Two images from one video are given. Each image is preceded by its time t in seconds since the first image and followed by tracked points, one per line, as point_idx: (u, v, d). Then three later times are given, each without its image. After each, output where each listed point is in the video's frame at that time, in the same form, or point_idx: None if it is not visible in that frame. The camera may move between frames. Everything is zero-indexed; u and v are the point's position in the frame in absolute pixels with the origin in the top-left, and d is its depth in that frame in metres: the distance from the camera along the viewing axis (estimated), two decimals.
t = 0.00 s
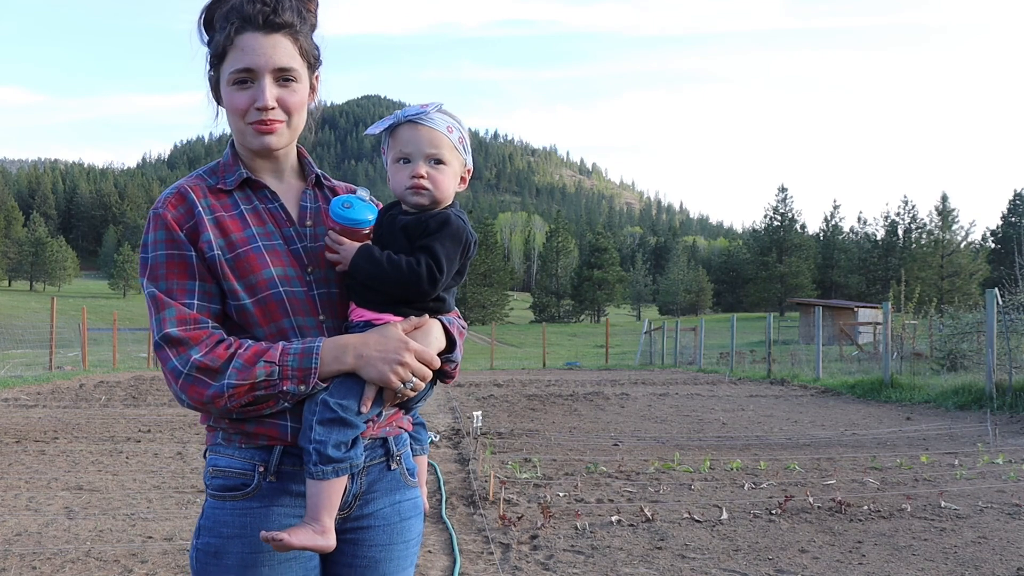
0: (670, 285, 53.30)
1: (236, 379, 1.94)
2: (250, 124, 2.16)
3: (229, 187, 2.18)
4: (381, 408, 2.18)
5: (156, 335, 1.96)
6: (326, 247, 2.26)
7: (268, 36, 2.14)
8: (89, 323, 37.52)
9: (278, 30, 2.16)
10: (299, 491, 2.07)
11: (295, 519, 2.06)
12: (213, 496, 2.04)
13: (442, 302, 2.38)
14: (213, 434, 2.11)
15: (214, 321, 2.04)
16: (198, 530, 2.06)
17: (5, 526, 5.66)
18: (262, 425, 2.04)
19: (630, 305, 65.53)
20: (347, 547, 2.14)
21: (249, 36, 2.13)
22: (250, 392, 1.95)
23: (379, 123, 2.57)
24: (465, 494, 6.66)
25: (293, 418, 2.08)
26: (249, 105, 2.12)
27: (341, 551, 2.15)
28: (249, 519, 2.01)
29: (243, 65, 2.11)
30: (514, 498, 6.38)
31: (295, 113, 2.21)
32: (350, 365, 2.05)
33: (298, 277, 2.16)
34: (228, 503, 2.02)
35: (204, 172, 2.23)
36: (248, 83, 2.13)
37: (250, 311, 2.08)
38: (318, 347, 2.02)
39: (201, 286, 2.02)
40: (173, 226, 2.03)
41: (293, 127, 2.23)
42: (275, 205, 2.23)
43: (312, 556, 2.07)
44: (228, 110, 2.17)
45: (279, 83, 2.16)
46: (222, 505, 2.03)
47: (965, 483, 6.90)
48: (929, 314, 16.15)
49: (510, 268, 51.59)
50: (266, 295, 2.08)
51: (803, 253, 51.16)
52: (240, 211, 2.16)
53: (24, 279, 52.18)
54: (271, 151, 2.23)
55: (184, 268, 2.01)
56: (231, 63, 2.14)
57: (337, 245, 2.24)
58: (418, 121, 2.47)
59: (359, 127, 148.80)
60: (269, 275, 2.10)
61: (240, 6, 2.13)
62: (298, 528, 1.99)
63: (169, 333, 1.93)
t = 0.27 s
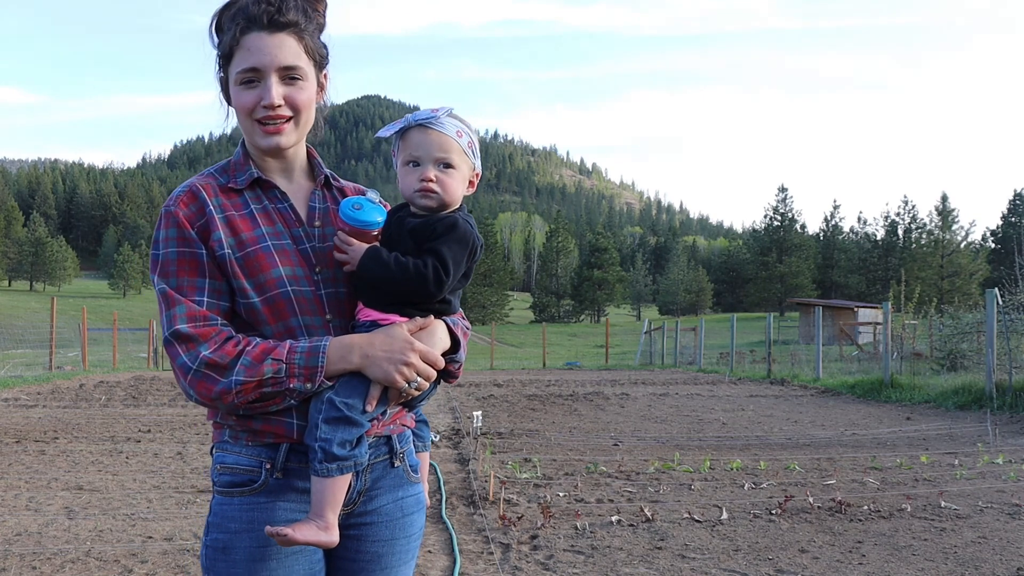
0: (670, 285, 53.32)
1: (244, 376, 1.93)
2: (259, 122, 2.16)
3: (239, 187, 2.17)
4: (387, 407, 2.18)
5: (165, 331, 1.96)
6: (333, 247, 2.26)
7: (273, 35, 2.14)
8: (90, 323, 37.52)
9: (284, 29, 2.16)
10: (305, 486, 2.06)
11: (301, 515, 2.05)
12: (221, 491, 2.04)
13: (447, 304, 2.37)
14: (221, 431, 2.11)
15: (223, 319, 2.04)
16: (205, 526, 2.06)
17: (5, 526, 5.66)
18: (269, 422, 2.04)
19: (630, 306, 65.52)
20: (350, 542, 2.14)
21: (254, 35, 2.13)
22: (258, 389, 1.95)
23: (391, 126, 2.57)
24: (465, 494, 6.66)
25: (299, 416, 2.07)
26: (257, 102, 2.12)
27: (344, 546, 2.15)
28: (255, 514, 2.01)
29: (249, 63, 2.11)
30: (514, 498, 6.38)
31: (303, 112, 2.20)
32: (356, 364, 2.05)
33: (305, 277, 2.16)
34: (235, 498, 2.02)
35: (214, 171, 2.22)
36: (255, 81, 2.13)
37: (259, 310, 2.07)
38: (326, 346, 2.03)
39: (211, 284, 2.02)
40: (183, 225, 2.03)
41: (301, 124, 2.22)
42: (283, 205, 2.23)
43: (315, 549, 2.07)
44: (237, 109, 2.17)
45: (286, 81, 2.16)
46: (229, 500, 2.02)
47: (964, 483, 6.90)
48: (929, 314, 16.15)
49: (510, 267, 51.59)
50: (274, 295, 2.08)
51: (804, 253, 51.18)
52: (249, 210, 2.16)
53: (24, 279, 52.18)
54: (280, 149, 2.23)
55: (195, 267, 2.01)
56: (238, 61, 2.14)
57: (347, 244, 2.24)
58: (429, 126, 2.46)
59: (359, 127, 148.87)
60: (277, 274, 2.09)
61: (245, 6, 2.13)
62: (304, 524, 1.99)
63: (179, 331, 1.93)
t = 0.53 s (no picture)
0: (670, 285, 53.32)
1: (255, 376, 1.94)
2: (270, 125, 2.16)
3: (250, 189, 2.18)
4: (394, 405, 2.17)
5: (177, 332, 1.97)
6: (341, 249, 2.26)
7: (285, 40, 2.14)
8: (89, 323, 37.49)
9: (295, 33, 2.16)
10: (314, 483, 2.07)
11: (310, 511, 2.06)
12: (232, 487, 2.04)
13: (454, 305, 2.37)
14: (231, 429, 2.11)
15: (235, 319, 2.04)
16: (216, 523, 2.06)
17: (5, 526, 5.66)
18: (279, 421, 2.03)
19: (630, 306, 65.51)
20: (359, 538, 2.14)
21: (267, 40, 2.13)
22: (268, 389, 1.95)
23: (400, 128, 2.55)
24: (465, 494, 6.66)
25: (309, 415, 2.07)
26: (268, 106, 2.12)
27: (352, 541, 2.15)
28: (266, 510, 2.01)
29: (261, 66, 2.11)
30: (514, 498, 6.38)
31: (313, 114, 2.20)
32: (365, 364, 2.05)
33: (314, 278, 2.15)
34: (246, 494, 2.02)
35: (225, 172, 2.23)
36: (267, 84, 2.13)
37: (269, 310, 2.07)
38: (335, 346, 2.03)
39: (222, 285, 2.02)
40: (195, 227, 2.03)
41: (311, 127, 2.22)
42: (293, 207, 2.23)
43: (325, 544, 2.07)
44: (248, 111, 2.17)
45: (297, 85, 2.15)
46: (240, 496, 2.03)
47: (964, 483, 6.90)
48: (929, 314, 16.15)
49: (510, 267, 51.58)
50: (284, 295, 2.08)
51: (804, 252, 51.18)
52: (259, 212, 2.16)
53: (24, 279, 52.14)
54: (290, 152, 2.23)
55: (206, 268, 2.01)
56: (250, 64, 2.14)
57: (356, 246, 2.24)
58: (439, 129, 2.45)
59: (359, 127, 148.82)
60: (287, 275, 2.09)
61: (258, 11, 2.14)
62: (313, 520, 1.99)
63: (191, 331, 1.93)
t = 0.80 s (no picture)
0: (670, 284, 53.33)
1: (264, 375, 1.94)
2: (280, 127, 2.16)
3: (261, 191, 2.18)
4: (402, 405, 2.17)
5: (188, 333, 1.98)
6: (350, 251, 2.25)
7: (296, 42, 2.14)
8: (90, 323, 37.48)
9: (306, 35, 2.16)
10: (322, 481, 2.06)
11: (319, 508, 2.05)
12: (242, 484, 2.04)
13: (460, 306, 2.36)
14: (242, 428, 2.11)
15: (245, 320, 2.05)
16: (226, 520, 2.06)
17: (5, 526, 5.67)
18: (288, 420, 2.04)
19: (630, 306, 65.49)
20: (366, 534, 2.13)
21: (278, 41, 2.14)
22: (277, 389, 1.96)
23: (408, 131, 2.53)
24: (464, 494, 6.66)
25: (317, 413, 2.07)
26: (278, 106, 2.11)
27: (360, 538, 2.15)
28: (275, 506, 2.01)
29: (272, 67, 2.11)
30: (514, 498, 6.37)
31: (322, 116, 2.20)
32: (372, 364, 2.05)
33: (323, 279, 2.15)
34: (256, 490, 2.02)
35: (236, 174, 2.23)
36: (278, 84, 2.14)
37: (278, 311, 2.08)
38: (341, 347, 2.03)
39: (233, 287, 2.03)
40: (207, 228, 2.04)
41: (321, 129, 2.21)
42: (303, 210, 2.23)
43: (332, 539, 2.07)
44: (259, 112, 2.16)
45: (307, 85, 2.15)
46: (250, 492, 2.03)
47: (964, 483, 6.90)
48: (928, 314, 16.15)
49: (510, 268, 51.58)
50: (294, 296, 2.08)
51: (804, 253, 51.18)
52: (270, 214, 2.16)
53: (24, 279, 52.11)
54: (300, 153, 2.22)
55: (217, 269, 2.02)
56: (262, 66, 2.15)
57: (365, 247, 2.24)
58: (446, 133, 2.43)
59: (359, 127, 148.80)
60: (296, 277, 2.09)
61: (270, 14, 2.15)
62: (320, 517, 1.99)
63: (202, 332, 1.94)
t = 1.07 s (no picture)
0: (670, 284, 53.33)
1: (271, 374, 1.95)
2: (290, 129, 2.16)
3: (271, 192, 2.18)
4: (407, 405, 2.16)
5: (197, 332, 1.98)
6: (357, 252, 2.25)
7: (307, 46, 2.15)
8: (90, 323, 37.49)
9: (317, 40, 2.17)
10: (328, 479, 2.06)
11: (325, 506, 2.05)
12: (249, 482, 2.04)
13: (466, 307, 2.36)
14: (249, 427, 2.11)
15: (253, 320, 2.05)
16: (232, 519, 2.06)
17: (5, 526, 5.67)
18: (295, 419, 2.04)
19: (630, 306, 65.47)
20: (372, 533, 2.14)
21: (289, 46, 2.15)
22: (283, 387, 1.96)
23: (416, 134, 2.54)
24: (465, 494, 6.66)
25: (323, 413, 2.07)
26: (288, 107, 2.11)
27: (365, 536, 2.15)
28: (280, 504, 2.01)
29: (282, 70, 2.12)
30: (514, 498, 6.37)
31: (332, 118, 2.19)
32: (378, 364, 2.05)
33: (331, 279, 2.15)
34: (263, 489, 2.02)
35: (246, 176, 2.23)
36: (288, 87, 2.14)
37: (286, 311, 2.08)
38: (348, 347, 2.03)
39: (242, 286, 2.03)
40: (217, 228, 2.04)
41: (330, 132, 2.21)
42: (312, 210, 2.23)
43: (338, 538, 2.07)
44: (269, 114, 2.17)
45: (317, 87, 2.15)
46: (257, 491, 2.03)
47: (964, 483, 6.90)
48: (928, 314, 16.15)
49: (510, 268, 51.58)
50: (301, 296, 2.08)
51: (804, 253, 51.18)
52: (279, 215, 2.16)
53: (24, 279, 52.10)
54: (309, 156, 2.21)
55: (227, 269, 2.02)
56: (273, 68, 2.15)
57: (374, 248, 2.24)
58: (453, 135, 2.43)
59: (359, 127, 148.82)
60: (304, 277, 2.09)
61: (282, 20, 2.16)
62: (325, 515, 1.99)
63: (211, 331, 1.94)
